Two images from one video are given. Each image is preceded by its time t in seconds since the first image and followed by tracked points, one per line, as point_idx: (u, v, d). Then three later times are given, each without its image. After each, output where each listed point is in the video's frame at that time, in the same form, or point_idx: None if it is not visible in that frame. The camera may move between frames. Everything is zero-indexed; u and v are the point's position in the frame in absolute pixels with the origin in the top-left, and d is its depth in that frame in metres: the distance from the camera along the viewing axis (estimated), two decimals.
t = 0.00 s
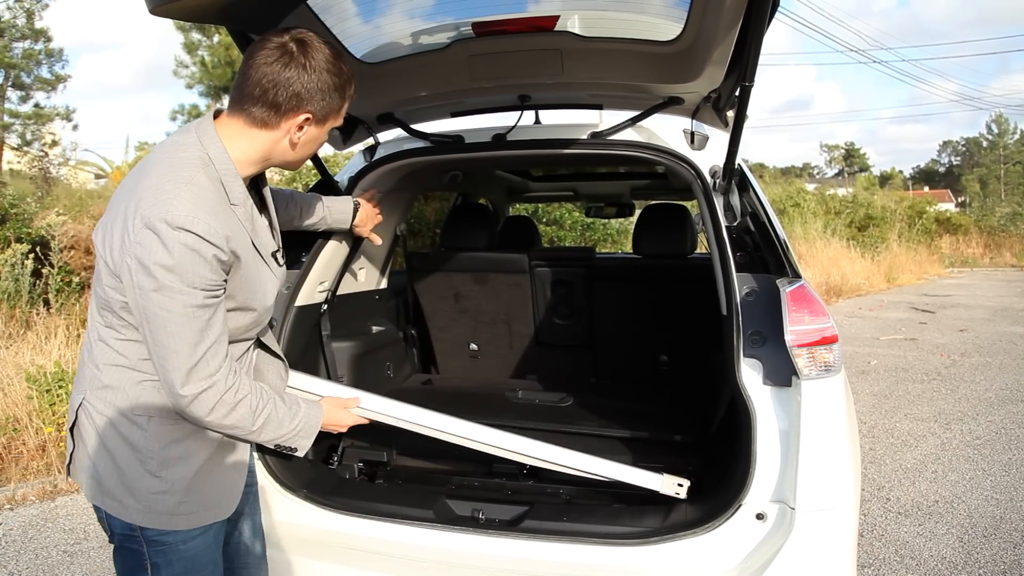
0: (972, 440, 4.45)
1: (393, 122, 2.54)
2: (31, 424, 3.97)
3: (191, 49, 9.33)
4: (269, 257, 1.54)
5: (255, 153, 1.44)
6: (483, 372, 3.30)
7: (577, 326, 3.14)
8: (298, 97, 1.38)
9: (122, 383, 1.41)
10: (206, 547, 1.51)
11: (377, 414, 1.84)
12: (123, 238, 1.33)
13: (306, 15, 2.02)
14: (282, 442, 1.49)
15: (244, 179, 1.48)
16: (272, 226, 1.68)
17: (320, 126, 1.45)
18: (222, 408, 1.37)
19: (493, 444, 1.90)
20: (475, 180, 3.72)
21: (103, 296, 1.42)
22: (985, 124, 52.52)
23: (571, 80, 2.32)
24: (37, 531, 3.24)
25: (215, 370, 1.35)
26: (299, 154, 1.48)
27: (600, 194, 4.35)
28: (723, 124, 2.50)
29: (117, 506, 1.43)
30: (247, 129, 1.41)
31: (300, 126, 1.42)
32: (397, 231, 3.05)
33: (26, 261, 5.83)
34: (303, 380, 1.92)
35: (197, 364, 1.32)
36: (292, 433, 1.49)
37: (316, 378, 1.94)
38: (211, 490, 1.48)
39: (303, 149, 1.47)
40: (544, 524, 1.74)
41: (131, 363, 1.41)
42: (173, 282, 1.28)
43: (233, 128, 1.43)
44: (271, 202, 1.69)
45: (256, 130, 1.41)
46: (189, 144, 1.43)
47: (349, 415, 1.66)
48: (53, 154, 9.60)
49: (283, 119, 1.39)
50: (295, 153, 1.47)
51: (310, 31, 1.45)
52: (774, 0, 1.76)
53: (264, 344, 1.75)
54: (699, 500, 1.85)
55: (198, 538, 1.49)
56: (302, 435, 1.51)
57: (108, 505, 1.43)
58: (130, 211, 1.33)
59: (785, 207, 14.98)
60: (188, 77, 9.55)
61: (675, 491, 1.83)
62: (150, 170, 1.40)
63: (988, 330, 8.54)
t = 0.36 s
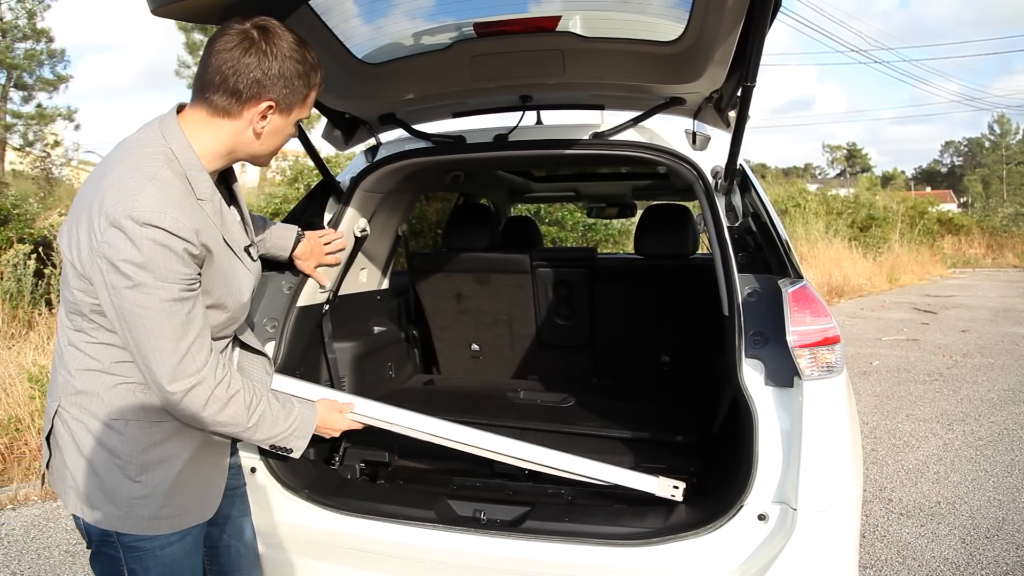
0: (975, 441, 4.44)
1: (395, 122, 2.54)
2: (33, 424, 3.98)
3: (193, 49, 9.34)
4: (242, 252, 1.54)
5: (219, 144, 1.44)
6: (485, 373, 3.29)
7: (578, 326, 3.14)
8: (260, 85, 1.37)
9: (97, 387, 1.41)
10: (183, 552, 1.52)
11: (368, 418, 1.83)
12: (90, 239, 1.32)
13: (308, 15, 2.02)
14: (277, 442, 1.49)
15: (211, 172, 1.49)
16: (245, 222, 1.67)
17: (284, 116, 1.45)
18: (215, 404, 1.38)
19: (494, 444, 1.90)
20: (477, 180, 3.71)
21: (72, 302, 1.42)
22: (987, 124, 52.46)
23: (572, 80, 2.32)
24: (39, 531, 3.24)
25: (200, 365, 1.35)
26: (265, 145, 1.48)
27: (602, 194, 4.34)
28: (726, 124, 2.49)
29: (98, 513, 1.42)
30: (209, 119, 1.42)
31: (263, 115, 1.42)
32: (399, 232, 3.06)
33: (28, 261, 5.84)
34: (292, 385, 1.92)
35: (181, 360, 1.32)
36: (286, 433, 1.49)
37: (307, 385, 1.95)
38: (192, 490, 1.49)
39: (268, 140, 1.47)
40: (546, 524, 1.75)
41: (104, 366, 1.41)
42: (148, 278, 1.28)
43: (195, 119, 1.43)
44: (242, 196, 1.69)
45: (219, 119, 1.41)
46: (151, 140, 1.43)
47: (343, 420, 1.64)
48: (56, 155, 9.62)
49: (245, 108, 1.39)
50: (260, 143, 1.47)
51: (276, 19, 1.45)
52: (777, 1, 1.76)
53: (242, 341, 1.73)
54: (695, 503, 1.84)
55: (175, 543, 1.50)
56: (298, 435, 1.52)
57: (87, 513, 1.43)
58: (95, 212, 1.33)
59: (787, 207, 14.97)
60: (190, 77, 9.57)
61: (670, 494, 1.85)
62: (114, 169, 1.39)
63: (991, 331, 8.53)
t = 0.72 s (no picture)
0: (977, 442, 4.44)
1: (397, 122, 2.54)
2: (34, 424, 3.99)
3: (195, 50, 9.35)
4: (234, 251, 1.54)
5: (201, 137, 1.44)
6: (487, 373, 3.29)
7: (580, 327, 3.14)
8: (228, 69, 1.37)
9: (88, 388, 1.41)
10: (170, 553, 1.52)
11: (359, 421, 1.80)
12: (84, 237, 1.33)
13: (310, 16, 2.02)
14: (267, 444, 1.49)
15: (204, 171, 1.48)
16: (235, 224, 1.66)
17: (260, 101, 1.41)
18: (208, 403, 1.38)
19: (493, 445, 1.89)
20: (479, 181, 3.72)
21: (64, 303, 1.42)
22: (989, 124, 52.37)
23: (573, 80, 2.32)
24: (41, 531, 3.25)
25: (194, 364, 1.35)
26: (247, 138, 1.44)
27: (604, 194, 4.34)
28: (727, 124, 2.49)
29: (88, 514, 1.42)
30: (191, 112, 1.43)
31: (237, 103, 1.40)
32: (401, 232, 3.06)
33: (30, 261, 5.86)
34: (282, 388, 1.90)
35: (174, 358, 1.32)
36: (276, 435, 1.49)
37: (299, 386, 1.93)
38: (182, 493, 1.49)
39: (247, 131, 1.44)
40: (548, 524, 1.75)
41: (96, 366, 1.41)
42: (142, 275, 1.28)
43: (181, 114, 1.45)
44: (234, 197, 1.69)
45: (197, 111, 1.42)
46: (146, 138, 1.43)
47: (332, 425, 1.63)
48: (58, 155, 9.64)
49: (217, 95, 1.38)
50: (241, 135, 1.44)
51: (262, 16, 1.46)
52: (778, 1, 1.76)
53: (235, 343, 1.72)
54: (690, 506, 1.83)
55: (163, 544, 1.50)
56: (289, 437, 1.51)
57: (76, 514, 1.43)
58: (88, 210, 1.33)
59: (789, 208, 14.96)
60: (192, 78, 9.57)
61: (656, 499, 1.83)
62: (108, 168, 1.39)
63: (992, 331, 8.53)
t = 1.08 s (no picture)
0: (979, 442, 4.43)
1: (398, 123, 2.55)
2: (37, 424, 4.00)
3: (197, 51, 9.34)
4: (246, 249, 1.55)
5: (213, 131, 1.44)
6: (488, 373, 3.29)
7: (582, 327, 3.14)
8: (240, 63, 1.38)
9: (98, 384, 1.41)
10: (180, 553, 1.52)
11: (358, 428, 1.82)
12: (99, 231, 1.33)
13: (311, 17, 2.03)
14: (269, 445, 1.49)
15: (217, 168, 1.49)
16: (246, 220, 1.66)
17: (272, 96, 1.42)
18: (215, 400, 1.38)
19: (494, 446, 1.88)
20: (480, 181, 3.72)
21: (76, 298, 1.42)
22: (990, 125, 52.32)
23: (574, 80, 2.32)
24: (43, 531, 3.25)
25: (203, 360, 1.35)
26: (259, 134, 1.45)
27: (606, 195, 4.35)
28: (728, 124, 2.48)
29: (94, 511, 1.42)
30: (205, 107, 1.44)
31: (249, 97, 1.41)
32: (402, 232, 3.06)
33: (32, 262, 5.87)
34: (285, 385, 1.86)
35: (183, 354, 1.32)
36: (278, 437, 1.49)
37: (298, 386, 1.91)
38: (191, 492, 1.49)
39: (259, 126, 1.44)
40: (549, 525, 1.74)
41: (106, 362, 1.41)
42: (155, 269, 1.28)
43: (196, 110, 1.46)
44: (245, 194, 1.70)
45: (211, 106, 1.42)
46: (161, 134, 1.44)
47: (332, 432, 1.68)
48: (60, 156, 9.65)
49: (229, 88, 1.39)
50: (252, 130, 1.44)
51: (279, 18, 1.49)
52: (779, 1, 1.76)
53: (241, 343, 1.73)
54: (693, 505, 1.83)
55: (172, 544, 1.50)
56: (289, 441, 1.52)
57: (83, 514, 1.42)
58: (104, 203, 1.34)
59: (790, 209, 14.95)
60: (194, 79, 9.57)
61: (657, 499, 1.82)
62: (124, 162, 1.39)
63: (994, 331, 8.52)
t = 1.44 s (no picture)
0: (980, 442, 4.43)
1: (399, 124, 2.55)
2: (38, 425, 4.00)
3: (198, 51, 9.34)
4: (263, 249, 1.56)
5: (240, 131, 1.47)
6: (489, 374, 3.30)
7: (582, 328, 3.14)
8: (269, 63, 1.41)
9: (113, 381, 1.41)
10: (188, 553, 1.52)
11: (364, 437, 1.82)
12: (121, 224, 1.34)
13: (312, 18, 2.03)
14: (277, 449, 1.48)
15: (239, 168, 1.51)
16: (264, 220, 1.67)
17: (298, 95, 1.45)
18: (231, 398, 1.38)
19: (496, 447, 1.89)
20: (481, 182, 3.73)
21: (94, 295, 1.43)
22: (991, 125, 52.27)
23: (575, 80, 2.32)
24: (44, 532, 3.25)
25: (221, 358, 1.36)
26: (286, 131, 1.48)
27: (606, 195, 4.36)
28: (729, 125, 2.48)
29: (106, 510, 1.42)
30: (230, 107, 1.45)
31: (278, 96, 1.44)
32: (402, 233, 3.06)
33: (33, 262, 5.88)
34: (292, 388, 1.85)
35: (202, 350, 1.32)
36: (289, 441, 1.49)
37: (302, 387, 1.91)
38: (202, 494, 1.49)
39: (286, 124, 1.47)
40: (551, 526, 1.74)
41: (122, 359, 1.41)
42: (178, 263, 1.29)
43: (218, 112, 1.48)
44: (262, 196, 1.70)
45: (236, 107, 1.45)
46: (184, 132, 1.45)
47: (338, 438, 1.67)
48: (61, 156, 9.65)
49: (258, 89, 1.42)
50: (280, 129, 1.47)
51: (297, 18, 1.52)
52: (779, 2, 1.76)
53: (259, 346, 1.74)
54: (696, 506, 1.83)
55: (180, 544, 1.50)
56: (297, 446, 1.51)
57: (95, 512, 1.43)
58: (128, 197, 1.35)
59: (791, 209, 14.95)
60: (194, 79, 9.57)
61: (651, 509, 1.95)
62: (147, 158, 1.40)
63: (995, 332, 8.51)
